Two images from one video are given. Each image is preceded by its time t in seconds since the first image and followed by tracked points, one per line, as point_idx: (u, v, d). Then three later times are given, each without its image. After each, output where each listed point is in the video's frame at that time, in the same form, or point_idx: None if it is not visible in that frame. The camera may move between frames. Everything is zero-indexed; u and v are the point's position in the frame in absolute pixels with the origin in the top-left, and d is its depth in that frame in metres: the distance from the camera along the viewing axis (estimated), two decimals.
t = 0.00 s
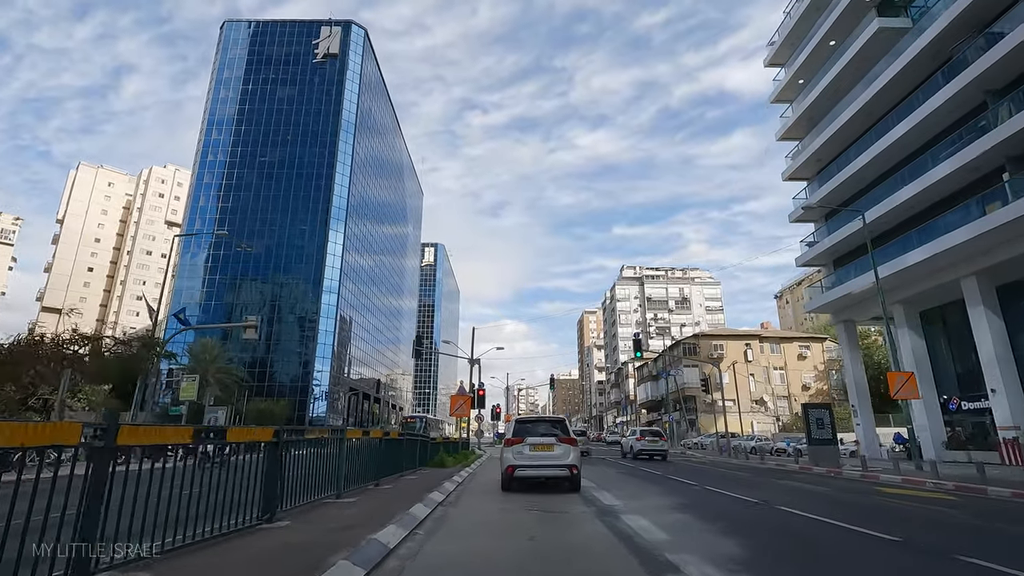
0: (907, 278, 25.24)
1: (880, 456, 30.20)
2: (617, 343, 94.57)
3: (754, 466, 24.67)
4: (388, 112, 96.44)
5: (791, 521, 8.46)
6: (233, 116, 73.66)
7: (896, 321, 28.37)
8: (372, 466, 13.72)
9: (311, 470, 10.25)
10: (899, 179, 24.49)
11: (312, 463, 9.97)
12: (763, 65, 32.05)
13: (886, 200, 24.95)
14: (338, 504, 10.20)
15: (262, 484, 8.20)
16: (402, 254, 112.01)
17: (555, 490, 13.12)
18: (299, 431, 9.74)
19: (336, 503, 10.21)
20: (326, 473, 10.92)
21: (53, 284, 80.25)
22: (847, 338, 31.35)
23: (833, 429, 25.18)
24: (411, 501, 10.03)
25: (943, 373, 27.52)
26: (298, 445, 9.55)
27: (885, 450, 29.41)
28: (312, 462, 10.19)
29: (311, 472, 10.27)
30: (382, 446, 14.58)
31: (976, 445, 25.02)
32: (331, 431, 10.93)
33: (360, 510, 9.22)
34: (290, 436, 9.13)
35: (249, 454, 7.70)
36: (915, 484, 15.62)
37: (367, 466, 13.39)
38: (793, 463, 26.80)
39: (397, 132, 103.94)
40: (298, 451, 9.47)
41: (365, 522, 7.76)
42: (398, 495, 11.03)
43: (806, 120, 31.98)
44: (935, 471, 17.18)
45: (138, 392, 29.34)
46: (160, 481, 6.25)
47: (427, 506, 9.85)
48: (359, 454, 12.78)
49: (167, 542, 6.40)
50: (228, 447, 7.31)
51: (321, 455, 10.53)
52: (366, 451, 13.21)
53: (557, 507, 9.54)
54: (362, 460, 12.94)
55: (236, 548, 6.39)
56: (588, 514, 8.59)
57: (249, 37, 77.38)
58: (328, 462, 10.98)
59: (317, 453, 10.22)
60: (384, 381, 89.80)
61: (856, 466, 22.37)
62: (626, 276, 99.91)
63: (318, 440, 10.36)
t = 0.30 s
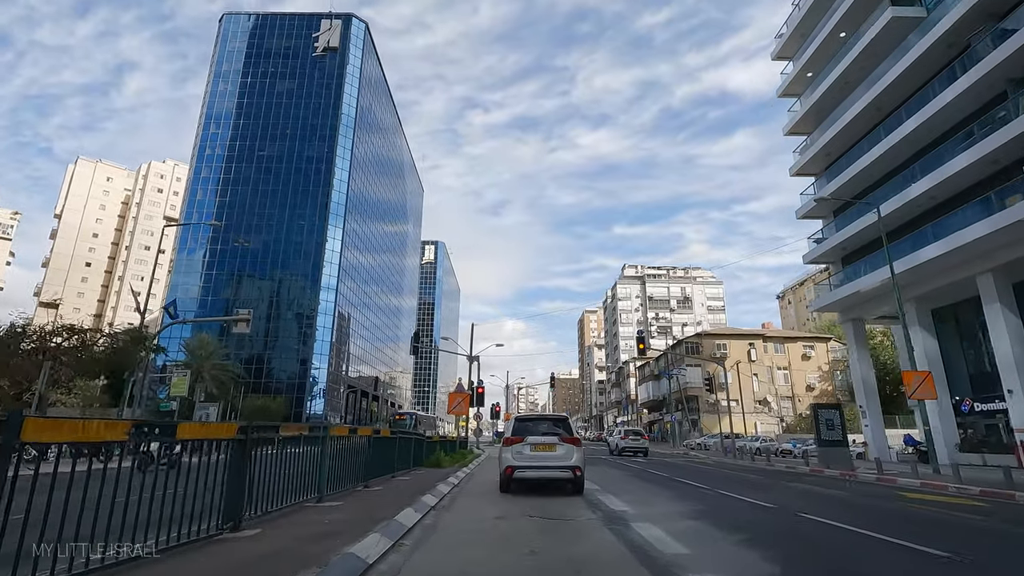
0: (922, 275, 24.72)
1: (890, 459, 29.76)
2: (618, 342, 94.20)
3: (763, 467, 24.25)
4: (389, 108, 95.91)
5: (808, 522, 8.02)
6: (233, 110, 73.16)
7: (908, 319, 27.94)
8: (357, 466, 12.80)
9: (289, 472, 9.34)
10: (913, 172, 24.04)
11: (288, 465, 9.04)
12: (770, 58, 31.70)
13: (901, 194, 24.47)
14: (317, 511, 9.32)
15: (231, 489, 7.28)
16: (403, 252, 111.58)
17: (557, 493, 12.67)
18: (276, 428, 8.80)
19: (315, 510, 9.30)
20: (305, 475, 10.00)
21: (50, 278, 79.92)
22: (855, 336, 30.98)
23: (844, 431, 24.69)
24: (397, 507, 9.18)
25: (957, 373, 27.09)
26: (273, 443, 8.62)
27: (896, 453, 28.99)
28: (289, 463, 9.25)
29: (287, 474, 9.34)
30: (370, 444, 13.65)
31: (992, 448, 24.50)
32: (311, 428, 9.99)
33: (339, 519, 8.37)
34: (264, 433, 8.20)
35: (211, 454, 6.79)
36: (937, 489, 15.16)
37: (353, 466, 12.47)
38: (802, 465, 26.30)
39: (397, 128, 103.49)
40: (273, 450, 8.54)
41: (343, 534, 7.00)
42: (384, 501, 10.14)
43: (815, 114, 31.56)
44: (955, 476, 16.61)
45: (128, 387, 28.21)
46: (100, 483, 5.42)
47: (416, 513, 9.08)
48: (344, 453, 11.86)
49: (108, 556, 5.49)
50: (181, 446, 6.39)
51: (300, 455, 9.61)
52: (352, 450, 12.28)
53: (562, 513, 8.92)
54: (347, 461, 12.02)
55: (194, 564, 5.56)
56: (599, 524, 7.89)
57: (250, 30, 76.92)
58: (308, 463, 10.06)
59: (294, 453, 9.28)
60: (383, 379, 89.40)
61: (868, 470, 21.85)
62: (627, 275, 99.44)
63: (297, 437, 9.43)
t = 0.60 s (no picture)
0: (935, 270, 24.33)
1: (900, 459, 29.41)
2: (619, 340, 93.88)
3: (771, 467, 23.86)
4: (390, 103, 95.52)
5: (832, 529, 7.64)
6: (233, 103, 72.76)
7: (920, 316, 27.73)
8: (343, 466, 12.04)
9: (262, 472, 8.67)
10: (925, 165, 23.68)
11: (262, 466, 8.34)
12: (777, 49, 31.30)
13: (913, 185, 24.07)
14: (295, 516, 8.65)
15: (192, 490, 6.66)
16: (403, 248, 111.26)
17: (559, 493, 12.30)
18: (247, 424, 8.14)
19: (291, 514, 8.61)
20: (283, 475, 9.29)
21: (48, 273, 79.70)
22: (864, 335, 30.66)
23: (854, 429, 24.35)
24: (381, 511, 8.46)
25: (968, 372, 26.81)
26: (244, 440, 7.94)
27: (906, 453, 28.66)
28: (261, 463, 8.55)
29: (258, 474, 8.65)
30: (358, 442, 12.88)
31: (1005, 448, 24.10)
32: (290, 425, 9.25)
33: (313, 525, 7.68)
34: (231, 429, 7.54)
35: (166, 453, 6.17)
36: (957, 491, 14.77)
37: (338, 466, 11.72)
38: (811, 465, 25.95)
39: (398, 123, 103.04)
40: (242, 449, 7.85)
41: (313, 544, 6.48)
42: (367, 503, 9.43)
43: (822, 106, 31.24)
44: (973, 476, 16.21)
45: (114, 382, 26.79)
46: (35, 489, 4.88)
47: (406, 517, 8.42)
48: (328, 453, 11.08)
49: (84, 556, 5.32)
50: (147, 441, 5.96)
51: (278, 455, 8.88)
52: (337, 450, 11.53)
53: (562, 516, 8.47)
54: (332, 461, 11.25)
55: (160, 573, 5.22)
56: (605, 529, 7.39)
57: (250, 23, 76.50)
58: (287, 463, 9.34)
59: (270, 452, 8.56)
60: (383, 376, 89.16)
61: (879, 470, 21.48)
62: (629, 273, 99.07)
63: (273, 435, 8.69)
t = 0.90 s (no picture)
0: (943, 263, 23.99)
1: (908, 458, 29.11)
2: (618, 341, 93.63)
3: (778, 468, 23.52)
4: (387, 106, 95.27)
5: (850, 534, 7.38)
6: (228, 105, 72.52)
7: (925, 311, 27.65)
8: (332, 473, 10.27)
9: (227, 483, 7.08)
10: (932, 157, 23.41)
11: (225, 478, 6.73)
12: (777, 43, 31.15)
13: (920, 177, 23.83)
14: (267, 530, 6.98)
15: (129, 506, 5.39)
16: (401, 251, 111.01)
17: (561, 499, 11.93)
18: (205, 430, 6.53)
19: (269, 528, 7.08)
20: (257, 485, 7.71)
21: (43, 279, 79.32)
22: (869, 333, 30.36)
23: (862, 429, 24.03)
24: (369, 527, 7.07)
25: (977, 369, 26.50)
26: (198, 448, 6.37)
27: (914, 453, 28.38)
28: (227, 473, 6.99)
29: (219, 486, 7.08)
30: (349, 446, 11.08)
31: (1016, 446, 23.75)
32: (262, 429, 7.56)
33: (292, 541, 6.24)
34: (177, 437, 6.04)
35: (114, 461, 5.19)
36: (978, 493, 14.31)
37: (326, 472, 9.99)
38: (819, 466, 25.62)
39: (394, 126, 102.88)
40: (199, 460, 6.37)
41: (282, 564, 5.42)
42: (361, 515, 7.91)
43: (823, 100, 31.06)
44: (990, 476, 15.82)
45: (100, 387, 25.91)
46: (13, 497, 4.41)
47: (393, 531, 7.20)
48: (312, 460, 9.37)
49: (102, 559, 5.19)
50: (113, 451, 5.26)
51: (244, 465, 7.27)
52: (325, 453, 9.77)
53: (564, 528, 7.97)
54: (317, 466, 9.55)
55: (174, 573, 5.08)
56: (612, 543, 6.93)
57: (244, 24, 76.34)
58: (262, 473, 7.70)
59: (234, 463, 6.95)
60: (382, 380, 88.78)
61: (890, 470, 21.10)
62: (628, 274, 98.90)
63: (236, 441, 7.08)
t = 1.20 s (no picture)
0: (955, 259, 23.59)
1: (916, 459, 28.89)
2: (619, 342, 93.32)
3: (787, 469, 23.20)
4: (386, 105, 95.08)
5: (876, 543, 7.08)
6: (226, 102, 72.37)
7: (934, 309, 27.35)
8: (317, 477, 9.77)
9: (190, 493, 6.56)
10: (943, 150, 23.11)
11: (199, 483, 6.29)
12: (781, 38, 30.92)
13: (930, 172, 23.53)
14: (244, 539, 6.63)
15: (92, 510, 4.96)
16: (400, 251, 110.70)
17: (562, 502, 11.61)
18: (168, 432, 5.98)
19: (240, 540, 6.59)
20: (235, 490, 7.26)
21: (41, 278, 79.02)
22: (875, 332, 30.13)
23: (872, 430, 23.72)
24: (350, 538, 6.65)
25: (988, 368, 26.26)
26: (159, 452, 5.85)
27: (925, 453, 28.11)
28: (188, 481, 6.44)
29: (193, 492, 6.63)
30: (336, 447, 10.55)
31: None
32: (235, 430, 6.96)
33: (259, 557, 5.80)
34: (134, 440, 5.50)
35: (83, 464, 4.83)
36: (998, 495, 13.90)
37: (310, 476, 9.48)
38: (829, 467, 25.29)
39: (394, 126, 102.71)
40: (170, 465, 5.95)
41: (273, 568, 5.43)
42: (342, 526, 7.43)
43: (829, 96, 30.82)
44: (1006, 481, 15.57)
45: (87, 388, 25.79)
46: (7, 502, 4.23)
47: (381, 542, 6.87)
48: (295, 462, 8.87)
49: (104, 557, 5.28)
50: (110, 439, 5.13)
51: (219, 469, 6.83)
52: (309, 456, 9.26)
53: (569, 537, 7.59)
54: (301, 470, 9.05)
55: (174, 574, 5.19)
56: (623, 554, 6.61)
57: (242, 22, 76.24)
58: (235, 479, 7.18)
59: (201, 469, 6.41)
60: (381, 380, 88.53)
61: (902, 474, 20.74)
62: (628, 274, 98.68)
63: (206, 443, 6.54)
